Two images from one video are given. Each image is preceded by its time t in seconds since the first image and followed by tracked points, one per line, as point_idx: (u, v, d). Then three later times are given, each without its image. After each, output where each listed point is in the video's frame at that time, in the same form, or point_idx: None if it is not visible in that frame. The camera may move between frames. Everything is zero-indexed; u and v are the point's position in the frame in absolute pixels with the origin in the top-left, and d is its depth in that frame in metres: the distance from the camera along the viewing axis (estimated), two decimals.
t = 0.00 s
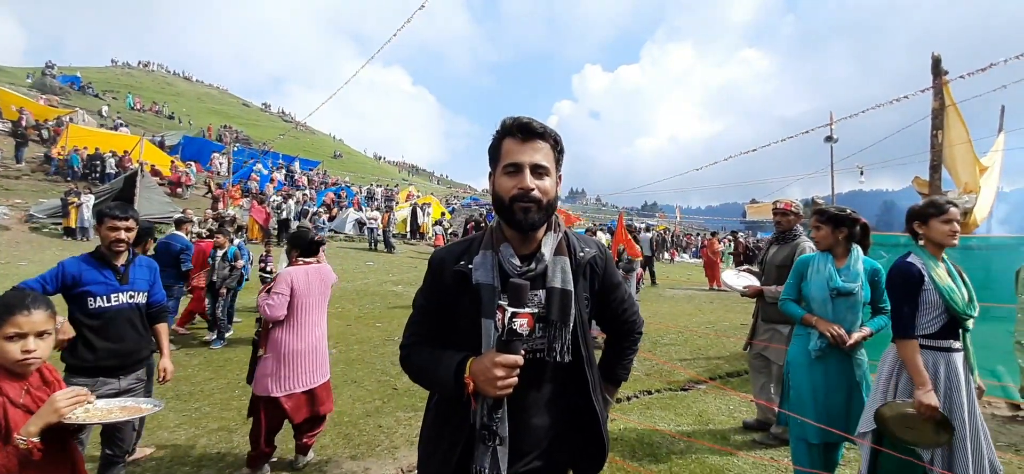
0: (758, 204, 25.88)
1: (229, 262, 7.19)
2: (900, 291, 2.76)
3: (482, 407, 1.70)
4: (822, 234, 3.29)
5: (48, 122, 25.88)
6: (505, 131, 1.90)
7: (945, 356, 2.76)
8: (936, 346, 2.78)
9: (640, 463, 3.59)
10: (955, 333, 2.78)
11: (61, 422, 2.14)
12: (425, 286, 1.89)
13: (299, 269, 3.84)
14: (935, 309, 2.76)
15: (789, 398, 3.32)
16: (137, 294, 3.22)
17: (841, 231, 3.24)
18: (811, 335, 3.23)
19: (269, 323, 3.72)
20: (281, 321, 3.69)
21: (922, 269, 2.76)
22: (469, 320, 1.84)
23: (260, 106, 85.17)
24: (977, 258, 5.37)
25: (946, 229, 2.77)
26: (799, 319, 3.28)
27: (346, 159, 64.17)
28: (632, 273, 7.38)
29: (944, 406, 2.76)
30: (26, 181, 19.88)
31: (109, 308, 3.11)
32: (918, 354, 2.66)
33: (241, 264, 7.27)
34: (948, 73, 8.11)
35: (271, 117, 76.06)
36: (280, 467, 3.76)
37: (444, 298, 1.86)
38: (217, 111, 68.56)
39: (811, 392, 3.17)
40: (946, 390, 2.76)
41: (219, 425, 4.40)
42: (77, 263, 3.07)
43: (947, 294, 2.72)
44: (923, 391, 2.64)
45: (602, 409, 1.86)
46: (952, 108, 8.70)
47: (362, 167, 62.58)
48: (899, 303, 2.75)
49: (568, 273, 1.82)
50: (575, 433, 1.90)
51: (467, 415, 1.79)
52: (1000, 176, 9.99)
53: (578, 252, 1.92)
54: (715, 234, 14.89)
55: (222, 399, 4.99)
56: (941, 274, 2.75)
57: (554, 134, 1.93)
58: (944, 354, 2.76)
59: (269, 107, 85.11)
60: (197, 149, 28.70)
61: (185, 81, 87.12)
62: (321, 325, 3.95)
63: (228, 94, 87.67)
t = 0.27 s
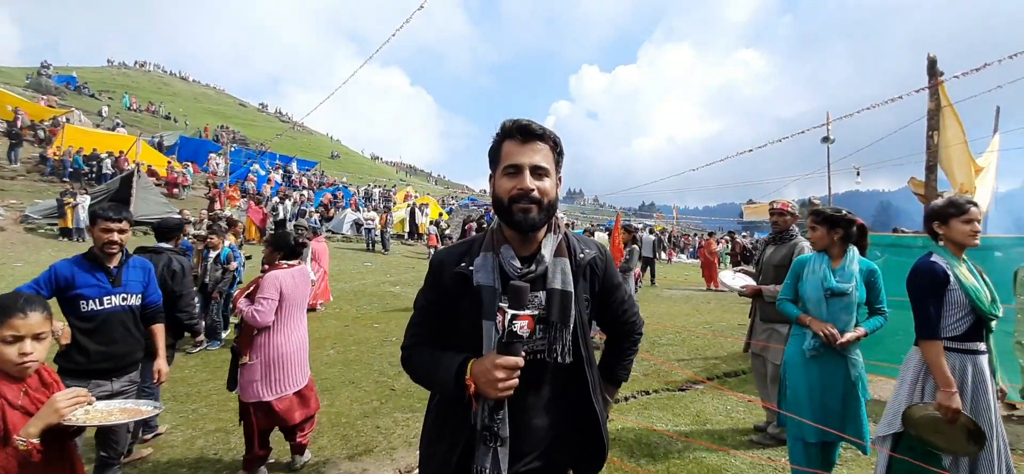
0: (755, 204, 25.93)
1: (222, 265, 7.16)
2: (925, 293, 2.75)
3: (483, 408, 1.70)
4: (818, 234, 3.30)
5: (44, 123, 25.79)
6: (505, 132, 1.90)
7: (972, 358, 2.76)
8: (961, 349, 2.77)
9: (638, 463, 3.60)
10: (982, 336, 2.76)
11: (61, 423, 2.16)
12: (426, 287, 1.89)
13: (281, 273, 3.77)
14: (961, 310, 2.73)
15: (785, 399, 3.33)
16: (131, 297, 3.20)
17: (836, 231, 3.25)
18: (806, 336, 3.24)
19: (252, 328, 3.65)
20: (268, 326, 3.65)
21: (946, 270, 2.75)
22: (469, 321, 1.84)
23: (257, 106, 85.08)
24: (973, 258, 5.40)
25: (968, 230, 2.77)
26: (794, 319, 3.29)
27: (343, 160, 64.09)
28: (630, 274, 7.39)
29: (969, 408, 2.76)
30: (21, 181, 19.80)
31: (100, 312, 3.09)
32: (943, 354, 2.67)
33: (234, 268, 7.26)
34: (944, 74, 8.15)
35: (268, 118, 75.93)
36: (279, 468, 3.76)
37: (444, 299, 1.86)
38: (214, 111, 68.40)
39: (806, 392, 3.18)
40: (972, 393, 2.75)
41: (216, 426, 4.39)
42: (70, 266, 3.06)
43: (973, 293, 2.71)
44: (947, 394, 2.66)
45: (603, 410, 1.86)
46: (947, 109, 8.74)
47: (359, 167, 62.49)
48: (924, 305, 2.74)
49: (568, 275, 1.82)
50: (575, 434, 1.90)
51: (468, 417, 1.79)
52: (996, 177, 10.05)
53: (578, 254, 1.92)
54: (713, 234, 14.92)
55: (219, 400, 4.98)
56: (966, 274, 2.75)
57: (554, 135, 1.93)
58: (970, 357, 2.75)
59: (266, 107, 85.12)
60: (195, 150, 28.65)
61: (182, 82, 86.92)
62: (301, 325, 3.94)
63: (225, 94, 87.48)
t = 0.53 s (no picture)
0: (753, 205, 25.98)
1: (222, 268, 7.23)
2: (948, 291, 2.67)
3: (486, 407, 1.70)
4: (817, 235, 3.30)
5: (41, 123, 25.73)
6: (509, 133, 1.91)
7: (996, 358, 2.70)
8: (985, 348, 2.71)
9: (637, 464, 3.60)
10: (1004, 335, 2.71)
11: (71, 426, 2.20)
12: (429, 287, 1.89)
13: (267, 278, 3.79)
14: (985, 310, 2.68)
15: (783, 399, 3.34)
16: (127, 298, 3.20)
17: (834, 232, 3.25)
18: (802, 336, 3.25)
19: (239, 334, 3.66)
20: (258, 332, 3.66)
21: (972, 268, 2.68)
22: (472, 320, 1.84)
23: (255, 106, 84.99)
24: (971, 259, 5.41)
25: (988, 228, 2.72)
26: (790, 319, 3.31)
27: (342, 160, 64.04)
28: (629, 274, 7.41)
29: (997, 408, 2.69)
30: (18, 181, 19.75)
31: (97, 313, 3.08)
32: (974, 354, 2.59)
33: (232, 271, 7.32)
34: (941, 75, 8.18)
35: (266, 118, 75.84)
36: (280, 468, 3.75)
37: (447, 299, 1.86)
38: (212, 111, 68.33)
39: (803, 392, 3.20)
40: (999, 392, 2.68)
41: (215, 427, 4.39)
42: (67, 266, 3.05)
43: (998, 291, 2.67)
44: (981, 394, 2.56)
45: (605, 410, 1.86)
46: (945, 110, 8.76)
47: (358, 168, 62.46)
48: (951, 304, 2.65)
49: (571, 275, 1.83)
50: (577, 434, 1.90)
51: (470, 416, 1.79)
52: (993, 177, 10.07)
53: (581, 254, 1.92)
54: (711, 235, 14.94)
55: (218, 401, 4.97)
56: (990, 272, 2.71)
57: (557, 136, 1.94)
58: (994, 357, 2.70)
59: (265, 108, 85.05)
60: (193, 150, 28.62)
61: (180, 82, 86.80)
62: (285, 326, 3.97)
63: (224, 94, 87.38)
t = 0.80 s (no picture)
0: (753, 206, 26.01)
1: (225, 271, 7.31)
2: (969, 293, 2.54)
3: (488, 406, 1.70)
4: (816, 235, 3.31)
5: (41, 124, 25.73)
6: (512, 134, 1.91)
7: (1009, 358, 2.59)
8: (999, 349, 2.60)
9: (637, 465, 3.60)
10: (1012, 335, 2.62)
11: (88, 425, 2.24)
12: (432, 288, 1.90)
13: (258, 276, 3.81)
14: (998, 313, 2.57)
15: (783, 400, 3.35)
16: (122, 298, 3.20)
17: (831, 232, 3.27)
18: (802, 337, 3.25)
19: (234, 335, 3.65)
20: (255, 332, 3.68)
21: (991, 269, 2.55)
22: (474, 321, 1.85)
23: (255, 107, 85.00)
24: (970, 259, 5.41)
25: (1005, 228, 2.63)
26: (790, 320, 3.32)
27: (341, 161, 64.06)
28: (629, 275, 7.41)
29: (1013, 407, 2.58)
30: (18, 182, 19.75)
31: (92, 314, 3.07)
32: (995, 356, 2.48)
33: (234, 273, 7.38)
34: (940, 75, 8.19)
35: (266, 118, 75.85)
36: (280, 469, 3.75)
37: (450, 299, 1.87)
38: (212, 112, 68.35)
39: (803, 392, 3.20)
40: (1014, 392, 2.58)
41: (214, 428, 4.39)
42: (62, 267, 3.05)
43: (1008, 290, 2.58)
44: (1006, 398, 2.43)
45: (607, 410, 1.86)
46: (945, 110, 8.77)
47: (358, 168, 62.48)
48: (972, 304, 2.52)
49: (573, 276, 1.83)
50: (579, 435, 1.90)
51: (473, 416, 1.79)
52: (993, 178, 10.08)
53: (583, 255, 1.92)
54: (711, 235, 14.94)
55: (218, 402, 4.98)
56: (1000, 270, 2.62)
57: (559, 138, 1.94)
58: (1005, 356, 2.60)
59: (264, 108, 85.06)
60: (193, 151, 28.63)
61: (180, 82, 86.78)
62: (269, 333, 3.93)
63: (223, 95, 87.40)
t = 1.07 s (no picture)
0: (753, 206, 26.02)
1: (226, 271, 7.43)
2: (983, 292, 2.50)
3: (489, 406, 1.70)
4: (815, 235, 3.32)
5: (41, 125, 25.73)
6: (513, 135, 1.91)
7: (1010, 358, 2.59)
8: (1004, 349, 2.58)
9: (638, 465, 3.60)
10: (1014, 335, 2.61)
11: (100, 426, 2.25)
12: (433, 288, 1.90)
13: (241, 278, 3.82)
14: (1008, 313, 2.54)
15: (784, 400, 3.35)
16: (111, 300, 3.18)
17: (830, 233, 3.27)
18: (802, 337, 3.26)
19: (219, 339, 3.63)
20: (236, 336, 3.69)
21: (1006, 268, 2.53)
22: (475, 321, 1.85)
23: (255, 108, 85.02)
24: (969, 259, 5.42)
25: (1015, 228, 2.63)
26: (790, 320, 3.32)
27: (342, 162, 64.10)
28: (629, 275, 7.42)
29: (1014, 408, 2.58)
30: (19, 183, 19.75)
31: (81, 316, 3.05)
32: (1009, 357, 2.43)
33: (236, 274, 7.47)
34: (939, 76, 8.20)
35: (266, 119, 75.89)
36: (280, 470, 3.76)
37: (452, 299, 1.87)
38: (212, 113, 68.37)
39: (803, 392, 3.20)
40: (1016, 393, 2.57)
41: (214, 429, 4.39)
42: (51, 269, 3.06)
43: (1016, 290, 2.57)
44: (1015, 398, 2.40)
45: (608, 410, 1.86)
46: (944, 111, 8.79)
47: (358, 169, 62.52)
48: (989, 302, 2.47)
49: (574, 276, 1.83)
50: (580, 435, 1.90)
51: (474, 416, 1.79)
52: (992, 178, 10.08)
53: (584, 255, 1.91)
54: (711, 236, 14.95)
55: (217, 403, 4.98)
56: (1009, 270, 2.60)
57: (560, 138, 1.94)
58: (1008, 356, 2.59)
59: (264, 109, 85.08)
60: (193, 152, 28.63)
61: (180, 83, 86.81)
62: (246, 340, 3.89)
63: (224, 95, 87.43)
